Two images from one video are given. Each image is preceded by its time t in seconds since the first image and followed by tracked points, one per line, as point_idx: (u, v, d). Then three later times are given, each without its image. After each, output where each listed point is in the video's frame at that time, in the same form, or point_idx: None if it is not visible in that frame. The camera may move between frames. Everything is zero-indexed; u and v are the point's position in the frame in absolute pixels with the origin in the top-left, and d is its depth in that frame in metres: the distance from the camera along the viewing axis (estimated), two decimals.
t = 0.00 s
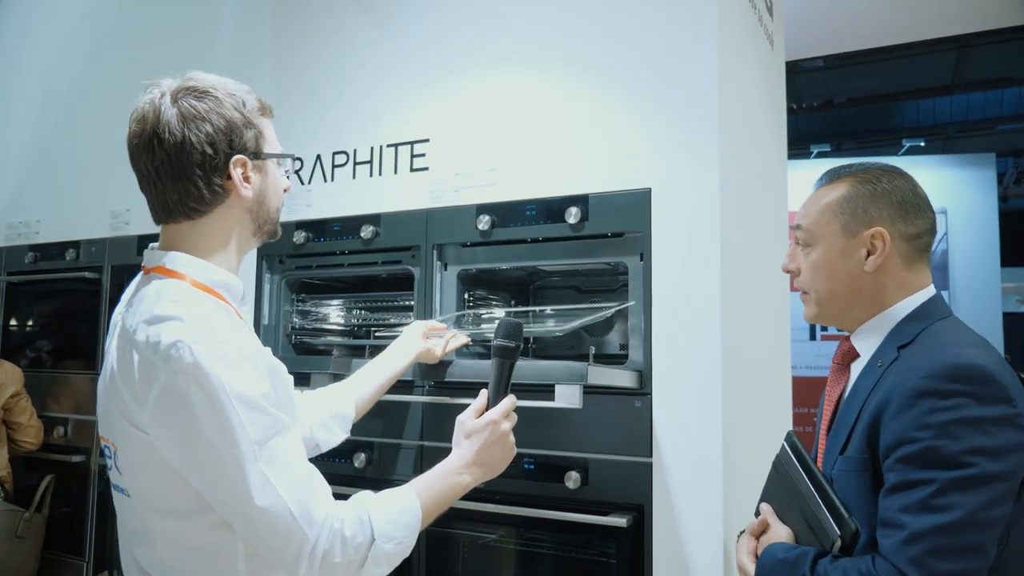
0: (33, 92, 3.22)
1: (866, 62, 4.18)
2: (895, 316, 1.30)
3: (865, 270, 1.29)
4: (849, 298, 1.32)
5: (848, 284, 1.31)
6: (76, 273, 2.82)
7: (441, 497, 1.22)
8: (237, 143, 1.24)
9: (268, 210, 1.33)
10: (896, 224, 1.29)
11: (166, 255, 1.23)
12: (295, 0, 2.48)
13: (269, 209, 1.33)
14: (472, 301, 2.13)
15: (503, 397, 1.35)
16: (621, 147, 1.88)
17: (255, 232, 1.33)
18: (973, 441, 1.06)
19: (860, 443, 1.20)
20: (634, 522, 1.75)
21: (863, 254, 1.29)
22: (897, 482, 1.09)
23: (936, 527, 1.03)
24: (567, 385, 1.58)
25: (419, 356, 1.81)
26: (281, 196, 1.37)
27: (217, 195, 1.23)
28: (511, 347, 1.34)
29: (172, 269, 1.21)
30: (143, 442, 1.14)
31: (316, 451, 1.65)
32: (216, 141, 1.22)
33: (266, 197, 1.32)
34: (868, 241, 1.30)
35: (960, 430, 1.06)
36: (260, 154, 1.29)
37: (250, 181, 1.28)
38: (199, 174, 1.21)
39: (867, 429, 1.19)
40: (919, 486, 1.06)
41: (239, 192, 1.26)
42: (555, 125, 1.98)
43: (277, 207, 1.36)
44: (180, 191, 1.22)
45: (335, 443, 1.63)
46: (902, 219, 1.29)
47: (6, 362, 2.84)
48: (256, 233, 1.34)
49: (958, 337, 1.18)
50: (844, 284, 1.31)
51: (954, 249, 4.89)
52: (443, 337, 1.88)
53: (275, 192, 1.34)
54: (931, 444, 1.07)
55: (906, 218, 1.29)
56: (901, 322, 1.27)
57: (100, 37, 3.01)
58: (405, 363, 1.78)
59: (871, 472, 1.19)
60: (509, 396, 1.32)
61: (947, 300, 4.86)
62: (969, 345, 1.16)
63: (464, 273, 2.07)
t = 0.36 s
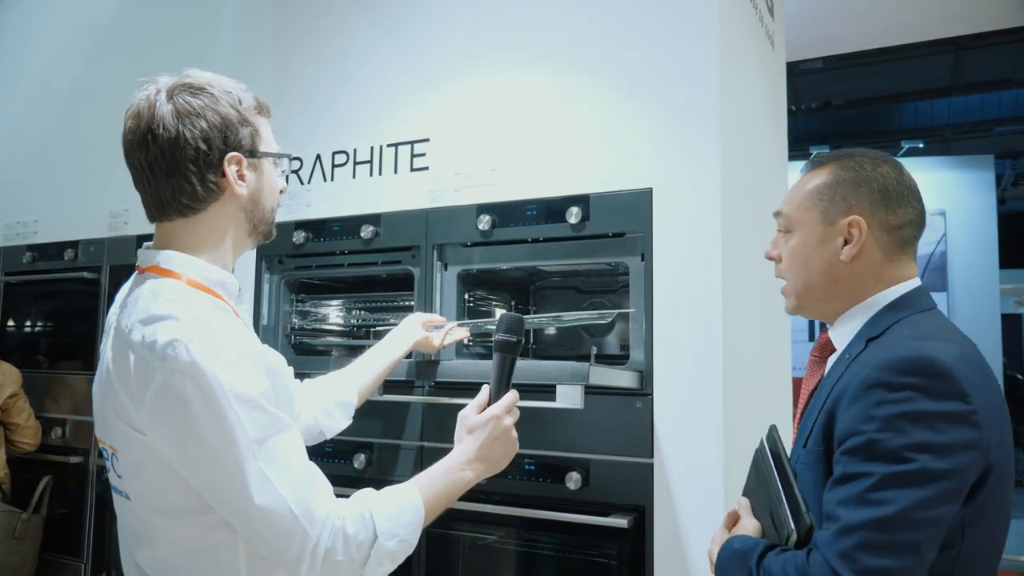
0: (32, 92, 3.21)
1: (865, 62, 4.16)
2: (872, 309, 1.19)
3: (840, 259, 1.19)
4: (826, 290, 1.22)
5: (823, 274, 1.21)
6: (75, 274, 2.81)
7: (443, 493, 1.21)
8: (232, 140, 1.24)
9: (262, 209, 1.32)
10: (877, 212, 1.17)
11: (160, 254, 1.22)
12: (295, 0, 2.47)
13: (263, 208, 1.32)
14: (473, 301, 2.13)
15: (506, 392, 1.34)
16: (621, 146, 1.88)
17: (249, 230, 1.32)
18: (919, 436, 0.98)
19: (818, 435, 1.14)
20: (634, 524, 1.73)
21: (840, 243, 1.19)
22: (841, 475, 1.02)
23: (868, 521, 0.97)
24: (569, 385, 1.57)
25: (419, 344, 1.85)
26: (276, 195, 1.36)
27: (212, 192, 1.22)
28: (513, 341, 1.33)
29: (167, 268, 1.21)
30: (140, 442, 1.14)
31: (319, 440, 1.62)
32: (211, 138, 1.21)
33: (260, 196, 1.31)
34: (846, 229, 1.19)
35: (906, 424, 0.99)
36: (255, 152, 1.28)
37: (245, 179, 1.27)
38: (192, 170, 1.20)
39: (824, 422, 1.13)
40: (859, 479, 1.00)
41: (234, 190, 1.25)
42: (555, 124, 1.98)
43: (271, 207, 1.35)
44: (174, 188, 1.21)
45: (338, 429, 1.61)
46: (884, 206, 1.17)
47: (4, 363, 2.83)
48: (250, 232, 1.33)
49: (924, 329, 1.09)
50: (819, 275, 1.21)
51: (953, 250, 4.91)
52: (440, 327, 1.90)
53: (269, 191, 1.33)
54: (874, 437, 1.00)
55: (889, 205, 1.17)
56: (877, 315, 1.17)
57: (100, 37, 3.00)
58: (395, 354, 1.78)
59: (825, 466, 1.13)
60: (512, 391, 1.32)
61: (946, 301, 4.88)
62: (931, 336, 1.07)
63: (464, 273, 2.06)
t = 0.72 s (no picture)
0: (31, 92, 3.20)
1: (865, 62, 4.16)
2: (858, 294, 1.14)
3: (815, 250, 1.15)
4: (803, 282, 1.18)
5: (799, 266, 1.17)
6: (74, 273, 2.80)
7: (444, 492, 1.20)
8: (231, 138, 1.23)
9: (261, 207, 1.31)
10: (853, 200, 1.12)
11: (160, 253, 1.22)
12: None
13: (263, 207, 1.31)
14: (474, 301, 2.12)
15: (506, 391, 1.33)
16: (623, 145, 1.87)
17: (249, 229, 1.31)
18: (858, 436, 0.94)
19: (778, 432, 1.12)
20: (636, 524, 1.73)
21: (814, 234, 1.15)
22: (785, 472, 1.01)
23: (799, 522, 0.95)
24: (571, 385, 1.56)
25: (422, 339, 1.83)
26: (275, 194, 1.35)
27: (210, 191, 1.22)
28: (513, 341, 1.32)
29: (167, 267, 1.20)
30: (140, 440, 1.13)
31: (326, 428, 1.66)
32: (210, 136, 1.20)
33: (260, 195, 1.30)
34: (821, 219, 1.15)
35: (849, 424, 0.95)
36: (255, 151, 1.27)
37: (244, 178, 1.26)
38: (190, 169, 1.19)
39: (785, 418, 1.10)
40: (798, 477, 0.98)
41: (233, 188, 1.24)
42: (556, 123, 1.97)
43: (271, 205, 1.34)
44: (174, 187, 1.20)
45: (346, 418, 1.64)
46: (859, 194, 1.12)
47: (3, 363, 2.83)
48: (250, 230, 1.32)
49: (887, 323, 1.05)
50: (796, 266, 1.18)
51: (952, 250, 4.89)
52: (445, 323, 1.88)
53: (269, 190, 1.32)
54: (815, 435, 0.97)
55: (864, 193, 1.12)
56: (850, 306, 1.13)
57: (100, 36, 2.99)
58: (399, 347, 1.79)
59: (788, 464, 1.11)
60: (512, 390, 1.31)
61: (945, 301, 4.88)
62: (890, 331, 1.03)
63: (466, 273, 2.06)
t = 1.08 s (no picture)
0: (30, 91, 3.19)
1: (864, 63, 4.16)
2: (849, 286, 1.13)
3: (808, 244, 1.15)
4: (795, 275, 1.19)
5: (792, 259, 1.17)
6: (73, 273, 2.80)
7: (441, 490, 1.20)
8: (221, 136, 1.22)
9: (258, 204, 1.30)
10: (846, 194, 1.12)
11: (160, 251, 1.21)
12: None
13: (260, 203, 1.30)
14: (473, 300, 2.12)
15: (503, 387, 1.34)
16: (622, 144, 1.87)
17: (247, 225, 1.30)
18: (778, 424, 1.00)
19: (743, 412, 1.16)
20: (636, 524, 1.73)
21: (808, 227, 1.15)
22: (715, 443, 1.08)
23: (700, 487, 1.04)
24: (571, 384, 1.55)
25: (426, 337, 1.83)
26: (274, 190, 1.34)
27: (201, 190, 1.21)
28: (508, 338, 1.32)
29: (167, 264, 1.20)
30: (138, 437, 1.13)
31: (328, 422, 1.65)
32: (198, 136, 1.19)
33: (257, 191, 1.29)
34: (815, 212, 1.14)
35: (770, 416, 1.01)
36: (248, 147, 1.26)
37: (237, 175, 1.25)
38: (182, 168, 1.19)
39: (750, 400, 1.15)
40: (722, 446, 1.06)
41: (225, 186, 1.23)
42: (556, 121, 1.97)
43: (270, 202, 1.33)
44: (165, 187, 1.21)
45: (349, 414, 1.65)
46: (854, 188, 1.11)
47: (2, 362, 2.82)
48: (249, 227, 1.31)
49: (853, 323, 1.06)
50: (789, 259, 1.18)
51: (951, 250, 4.90)
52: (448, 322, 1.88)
53: (267, 186, 1.30)
54: (746, 416, 1.04)
55: (859, 187, 1.11)
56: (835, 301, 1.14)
57: (99, 36, 2.99)
58: (402, 347, 1.78)
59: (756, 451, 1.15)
60: (509, 388, 1.31)
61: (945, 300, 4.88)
62: (849, 330, 1.05)
63: (465, 272, 2.06)
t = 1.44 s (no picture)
0: (30, 92, 3.20)
1: (863, 63, 4.16)
2: (843, 293, 1.13)
3: (812, 252, 1.15)
4: (796, 281, 1.18)
5: (795, 266, 1.17)
6: (73, 273, 2.80)
7: (440, 492, 1.20)
8: (224, 137, 1.22)
9: (261, 205, 1.30)
10: (852, 204, 1.12)
11: (164, 252, 1.21)
12: None
13: (262, 205, 1.30)
14: (473, 300, 2.12)
15: (504, 391, 1.34)
16: (623, 144, 1.87)
17: (250, 227, 1.30)
18: (764, 408, 1.01)
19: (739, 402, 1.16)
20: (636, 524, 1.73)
21: (813, 236, 1.14)
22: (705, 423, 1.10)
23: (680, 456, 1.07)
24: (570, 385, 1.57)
25: (431, 339, 1.82)
26: (278, 191, 1.34)
27: (204, 191, 1.22)
28: (510, 342, 1.34)
29: (171, 265, 1.20)
30: (141, 437, 1.13)
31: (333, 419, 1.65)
32: (201, 137, 1.20)
33: (260, 193, 1.29)
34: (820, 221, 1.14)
35: (758, 407, 1.01)
36: (251, 149, 1.26)
37: (241, 176, 1.25)
38: (183, 169, 1.19)
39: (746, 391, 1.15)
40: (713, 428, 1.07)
41: (228, 188, 1.23)
42: (557, 121, 1.97)
43: (273, 204, 1.33)
44: (169, 187, 1.21)
45: (353, 411, 1.65)
46: (859, 199, 1.12)
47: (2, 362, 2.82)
48: (252, 228, 1.31)
49: (846, 327, 1.06)
50: (792, 267, 1.17)
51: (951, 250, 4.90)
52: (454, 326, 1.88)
53: (270, 187, 1.30)
54: (737, 401, 1.05)
55: (864, 197, 1.12)
56: (831, 304, 1.14)
57: (99, 36, 2.99)
58: (407, 347, 1.78)
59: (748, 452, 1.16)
60: (509, 391, 1.29)
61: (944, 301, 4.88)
62: (839, 330, 1.05)
63: (465, 272, 2.06)
